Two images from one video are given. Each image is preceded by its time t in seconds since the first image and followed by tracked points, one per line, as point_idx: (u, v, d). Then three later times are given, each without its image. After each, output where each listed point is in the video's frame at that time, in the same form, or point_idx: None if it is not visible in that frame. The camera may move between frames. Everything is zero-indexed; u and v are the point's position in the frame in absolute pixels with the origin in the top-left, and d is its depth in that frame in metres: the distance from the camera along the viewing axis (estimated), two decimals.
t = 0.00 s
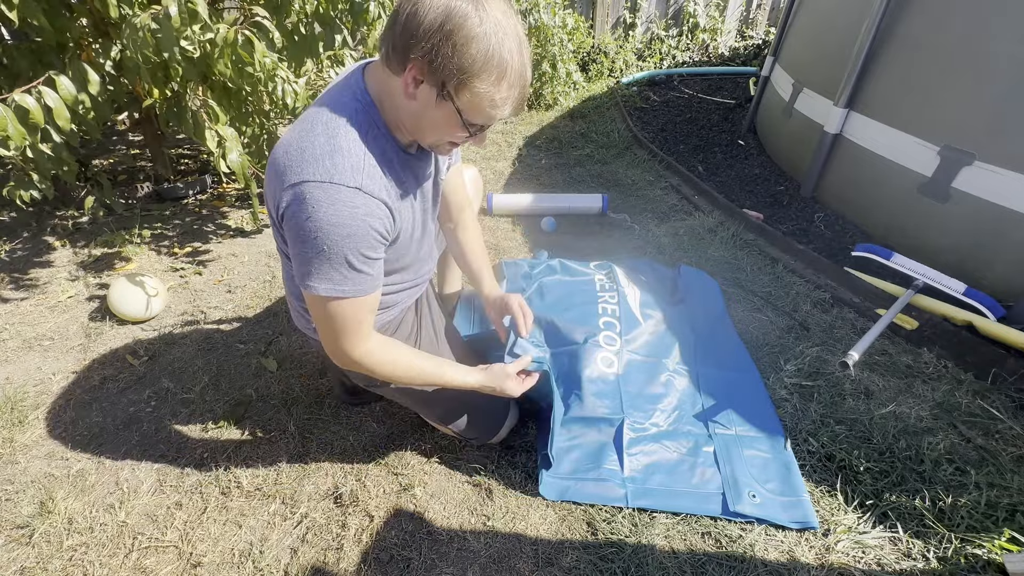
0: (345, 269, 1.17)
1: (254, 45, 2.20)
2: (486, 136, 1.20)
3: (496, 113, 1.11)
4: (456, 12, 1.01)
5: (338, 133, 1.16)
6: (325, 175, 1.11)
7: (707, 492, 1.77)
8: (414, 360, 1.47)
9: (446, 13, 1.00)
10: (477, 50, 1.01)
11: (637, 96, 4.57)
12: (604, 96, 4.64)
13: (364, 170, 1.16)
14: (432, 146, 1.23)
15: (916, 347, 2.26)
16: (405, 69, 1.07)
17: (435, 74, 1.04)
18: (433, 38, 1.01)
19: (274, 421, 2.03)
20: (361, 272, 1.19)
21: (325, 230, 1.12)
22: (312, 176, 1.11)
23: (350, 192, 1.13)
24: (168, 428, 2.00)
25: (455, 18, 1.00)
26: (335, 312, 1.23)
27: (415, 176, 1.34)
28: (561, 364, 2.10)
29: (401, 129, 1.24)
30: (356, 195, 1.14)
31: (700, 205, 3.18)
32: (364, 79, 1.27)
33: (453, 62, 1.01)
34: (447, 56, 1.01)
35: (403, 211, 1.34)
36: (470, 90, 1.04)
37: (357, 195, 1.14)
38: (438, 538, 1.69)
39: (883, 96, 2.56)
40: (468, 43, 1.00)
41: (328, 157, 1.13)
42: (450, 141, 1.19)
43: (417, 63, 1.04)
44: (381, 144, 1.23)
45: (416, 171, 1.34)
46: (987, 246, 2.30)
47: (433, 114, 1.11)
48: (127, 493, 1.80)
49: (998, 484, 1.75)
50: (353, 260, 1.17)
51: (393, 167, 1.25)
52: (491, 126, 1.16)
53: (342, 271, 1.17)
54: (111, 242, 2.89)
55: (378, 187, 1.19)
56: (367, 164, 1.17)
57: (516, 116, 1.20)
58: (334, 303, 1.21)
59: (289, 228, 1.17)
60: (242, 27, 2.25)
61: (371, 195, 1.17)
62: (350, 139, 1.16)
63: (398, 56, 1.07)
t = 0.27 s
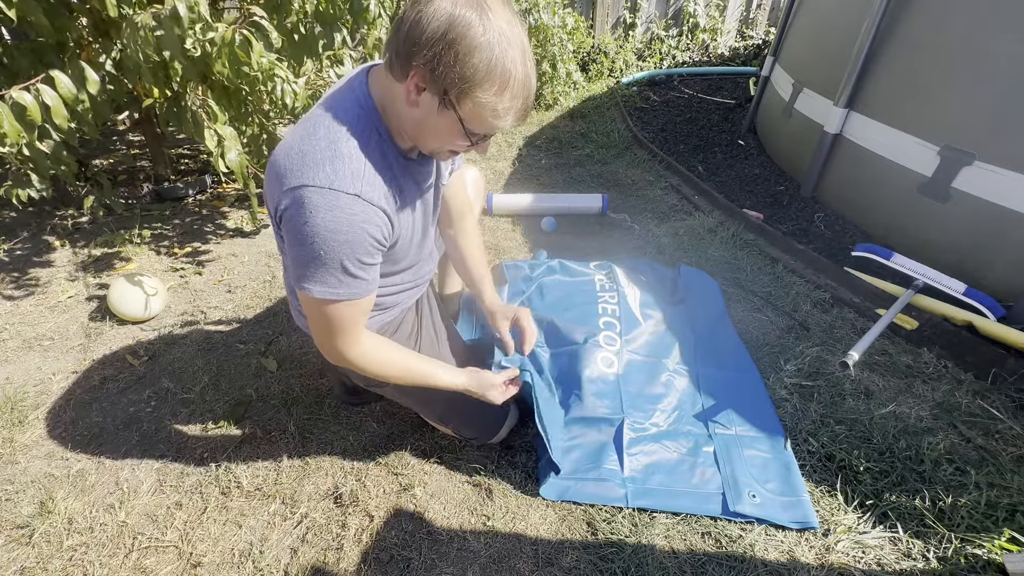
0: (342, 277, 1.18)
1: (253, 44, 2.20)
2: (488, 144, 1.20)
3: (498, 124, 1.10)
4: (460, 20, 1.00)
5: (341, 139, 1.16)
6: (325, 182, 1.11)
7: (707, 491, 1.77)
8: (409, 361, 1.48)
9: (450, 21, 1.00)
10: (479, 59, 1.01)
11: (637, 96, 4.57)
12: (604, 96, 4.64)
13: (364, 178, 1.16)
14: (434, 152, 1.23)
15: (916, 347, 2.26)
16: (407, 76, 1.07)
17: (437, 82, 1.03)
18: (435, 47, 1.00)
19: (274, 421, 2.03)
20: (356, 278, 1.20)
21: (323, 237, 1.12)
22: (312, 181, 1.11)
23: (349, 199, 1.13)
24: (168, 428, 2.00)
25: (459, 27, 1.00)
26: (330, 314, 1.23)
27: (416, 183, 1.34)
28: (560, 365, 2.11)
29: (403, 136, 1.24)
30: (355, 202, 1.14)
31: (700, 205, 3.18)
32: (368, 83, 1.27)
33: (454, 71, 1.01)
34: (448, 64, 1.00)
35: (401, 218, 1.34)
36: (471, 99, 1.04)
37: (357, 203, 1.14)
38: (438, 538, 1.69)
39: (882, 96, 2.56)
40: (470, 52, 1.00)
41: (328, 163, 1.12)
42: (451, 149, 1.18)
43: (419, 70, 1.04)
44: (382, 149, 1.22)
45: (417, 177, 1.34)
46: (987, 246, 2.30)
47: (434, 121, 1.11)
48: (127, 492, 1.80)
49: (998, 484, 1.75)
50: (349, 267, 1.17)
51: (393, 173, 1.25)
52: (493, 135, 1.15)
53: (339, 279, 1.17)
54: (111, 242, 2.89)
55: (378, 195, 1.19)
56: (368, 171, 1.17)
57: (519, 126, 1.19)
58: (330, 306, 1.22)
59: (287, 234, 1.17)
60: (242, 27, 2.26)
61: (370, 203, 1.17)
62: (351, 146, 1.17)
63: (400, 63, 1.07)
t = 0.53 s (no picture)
0: (340, 279, 1.18)
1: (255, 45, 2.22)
2: (488, 149, 1.19)
3: (497, 130, 1.10)
4: (461, 25, 1.00)
5: (340, 142, 1.16)
6: (324, 185, 1.11)
7: (707, 491, 1.77)
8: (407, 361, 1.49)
9: (451, 26, 1.00)
10: (479, 65, 1.00)
11: (637, 96, 4.57)
12: (604, 96, 4.64)
13: (363, 181, 1.16)
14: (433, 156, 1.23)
15: (916, 347, 2.26)
16: (407, 80, 1.07)
17: (437, 87, 1.03)
18: (436, 53, 1.00)
19: (274, 421, 2.03)
20: (355, 280, 1.20)
21: (322, 240, 1.12)
22: (311, 184, 1.11)
23: (348, 203, 1.13)
24: (168, 428, 2.00)
25: (460, 34, 0.99)
26: (329, 315, 1.24)
27: (416, 186, 1.34)
28: (561, 365, 2.11)
29: (403, 139, 1.25)
30: (354, 206, 1.14)
31: (700, 205, 3.18)
32: (368, 84, 1.27)
33: (453, 78, 1.01)
34: (448, 69, 1.00)
35: (399, 221, 1.34)
36: (471, 106, 1.04)
37: (356, 207, 1.14)
38: (438, 537, 1.69)
39: (882, 96, 2.56)
40: (470, 58, 1.00)
41: (327, 167, 1.12)
42: (451, 153, 1.18)
43: (419, 74, 1.04)
44: (382, 153, 1.22)
45: (417, 180, 1.34)
46: (987, 246, 2.30)
47: (434, 125, 1.10)
48: (127, 492, 1.80)
49: (998, 484, 1.75)
50: (347, 270, 1.17)
51: (392, 176, 1.25)
52: (493, 141, 1.15)
53: (337, 281, 1.18)
54: (111, 242, 2.89)
55: (377, 198, 1.19)
56: (367, 175, 1.17)
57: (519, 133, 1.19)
58: (329, 307, 1.22)
59: (286, 235, 1.17)
60: (245, 28, 2.28)
61: (369, 206, 1.17)
62: (352, 148, 1.17)
63: (401, 67, 1.07)
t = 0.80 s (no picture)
0: (339, 281, 1.19)
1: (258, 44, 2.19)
2: (486, 149, 1.19)
3: (495, 131, 1.10)
4: (458, 26, 1.00)
5: (339, 144, 1.16)
6: (323, 187, 1.11)
7: (707, 491, 1.77)
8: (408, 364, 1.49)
9: (448, 26, 1.00)
10: (475, 66, 1.00)
11: (637, 96, 4.57)
12: (604, 96, 4.64)
13: (362, 184, 1.16)
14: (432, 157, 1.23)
15: (916, 347, 2.26)
16: (405, 81, 1.07)
17: (434, 88, 1.03)
18: (432, 54, 1.00)
19: (274, 421, 2.03)
20: (354, 282, 1.21)
21: (321, 242, 1.12)
22: (309, 186, 1.11)
23: (347, 206, 1.13)
24: (168, 428, 2.00)
25: (457, 34, 0.99)
26: (330, 317, 1.25)
27: (415, 187, 1.34)
28: (560, 365, 2.11)
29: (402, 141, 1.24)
30: (352, 208, 1.14)
31: (700, 205, 3.18)
32: (367, 84, 1.27)
33: (450, 78, 1.01)
34: (445, 70, 1.00)
35: (399, 222, 1.34)
36: (467, 107, 1.03)
37: (355, 210, 1.14)
38: (438, 538, 1.68)
39: (883, 96, 2.56)
40: (467, 59, 0.99)
41: (326, 169, 1.12)
42: (450, 154, 1.18)
43: (416, 75, 1.04)
44: (381, 154, 1.22)
45: (416, 181, 1.34)
46: (987, 246, 2.30)
47: (431, 126, 1.11)
48: (127, 492, 1.80)
49: (998, 484, 1.75)
50: (345, 272, 1.18)
51: (391, 177, 1.25)
52: (491, 142, 1.15)
53: (336, 283, 1.18)
54: (111, 242, 2.89)
55: (376, 201, 1.19)
56: (367, 177, 1.17)
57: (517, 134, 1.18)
58: (330, 309, 1.23)
59: (285, 237, 1.17)
60: (247, 27, 2.26)
61: (368, 209, 1.17)
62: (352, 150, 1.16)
63: (398, 68, 1.07)
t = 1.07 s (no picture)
0: (337, 284, 1.19)
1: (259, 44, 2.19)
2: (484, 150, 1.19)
3: (491, 132, 1.10)
4: (452, 26, 1.00)
5: (337, 146, 1.15)
6: (321, 190, 1.11)
7: (707, 491, 1.77)
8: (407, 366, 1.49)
9: (442, 27, 1.00)
10: (470, 67, 1.00)
11: (637, 96, 4.57)
12: (604, 96, 4.64)
13: (360, 187, 1.16)
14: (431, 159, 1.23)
15: (916, 347, 2.26)
16: (400, 82, 1.07)
17: (429, 89, 1.03)
18: (427, 55, 1.00)
19: (274, 421, 2.03)
20: (352, 285, 1.21)
21: (319, 245, 1.12)
22: (308, 189, 1.10)
23: (345, 209, 1.13)
24: (168, 428, 2.00)
25: (451, 35, 0.99)
26: (328, 319, 1.25)
27: (413, 189, 1.34)
28: (560, 366, 2.11)
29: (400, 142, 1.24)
30: (351, 212, 1.14)
31: (700, 205, 3.18)
32: (366, 85, 1.27)
33: (445, 79, 1.01)
34: (439, 71, 1.00)
35: (398, 224, 1.34)
36: (463, 108, 1.03)
37: (353, 213, 1.14)
38: (438, 538, 1.69)
39: (883, 97, 2.56)
40: (461, 60, 0.99)
41: (324, 172, 1.12)
42: (447, 155, 1.18)
43: (411, 77, 1.04)
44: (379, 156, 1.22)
45: (415, 183, 1.34)
46: (988, 246, 2.30)
47: (427, 127, 1.11)
48: (127, 492, 1.80)
49: (998, 484, 1.75)
50: (343, 275, 1.18)
51: (389, 179, 1.25)
52: (488, 143, 1.15)
53: (334, 286, 1.18)
54: (111, 242, 2.89)
55: (374, 204, 1.19)
56: (365, 180, 1.17)
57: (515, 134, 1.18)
58: (328, 311, 1.23)
59: (283, 240, 1.17)
60: (247, 27, 2.26)
61: (366, 212, 1.17)
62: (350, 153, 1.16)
63: (394, 69, 1.07)
